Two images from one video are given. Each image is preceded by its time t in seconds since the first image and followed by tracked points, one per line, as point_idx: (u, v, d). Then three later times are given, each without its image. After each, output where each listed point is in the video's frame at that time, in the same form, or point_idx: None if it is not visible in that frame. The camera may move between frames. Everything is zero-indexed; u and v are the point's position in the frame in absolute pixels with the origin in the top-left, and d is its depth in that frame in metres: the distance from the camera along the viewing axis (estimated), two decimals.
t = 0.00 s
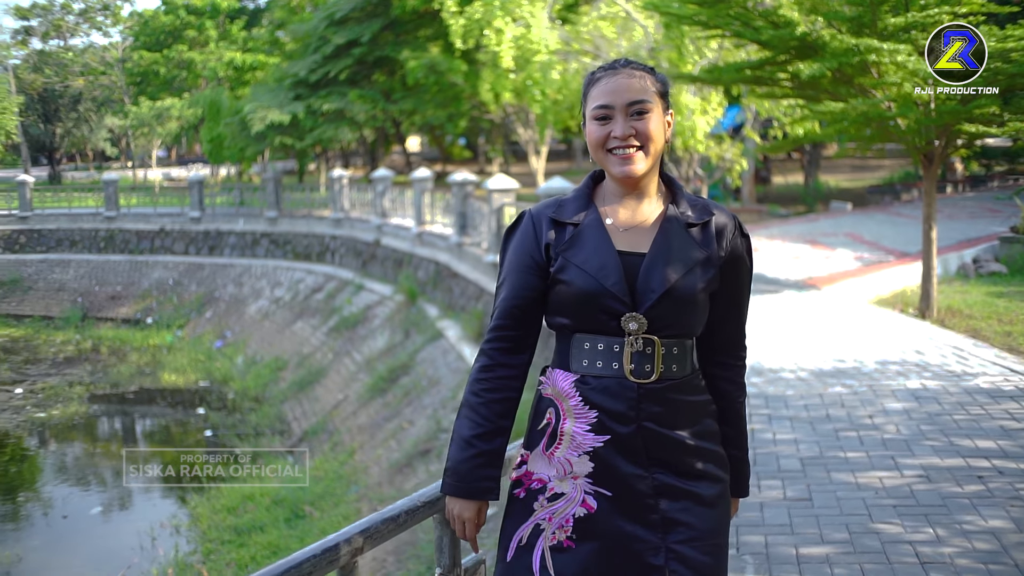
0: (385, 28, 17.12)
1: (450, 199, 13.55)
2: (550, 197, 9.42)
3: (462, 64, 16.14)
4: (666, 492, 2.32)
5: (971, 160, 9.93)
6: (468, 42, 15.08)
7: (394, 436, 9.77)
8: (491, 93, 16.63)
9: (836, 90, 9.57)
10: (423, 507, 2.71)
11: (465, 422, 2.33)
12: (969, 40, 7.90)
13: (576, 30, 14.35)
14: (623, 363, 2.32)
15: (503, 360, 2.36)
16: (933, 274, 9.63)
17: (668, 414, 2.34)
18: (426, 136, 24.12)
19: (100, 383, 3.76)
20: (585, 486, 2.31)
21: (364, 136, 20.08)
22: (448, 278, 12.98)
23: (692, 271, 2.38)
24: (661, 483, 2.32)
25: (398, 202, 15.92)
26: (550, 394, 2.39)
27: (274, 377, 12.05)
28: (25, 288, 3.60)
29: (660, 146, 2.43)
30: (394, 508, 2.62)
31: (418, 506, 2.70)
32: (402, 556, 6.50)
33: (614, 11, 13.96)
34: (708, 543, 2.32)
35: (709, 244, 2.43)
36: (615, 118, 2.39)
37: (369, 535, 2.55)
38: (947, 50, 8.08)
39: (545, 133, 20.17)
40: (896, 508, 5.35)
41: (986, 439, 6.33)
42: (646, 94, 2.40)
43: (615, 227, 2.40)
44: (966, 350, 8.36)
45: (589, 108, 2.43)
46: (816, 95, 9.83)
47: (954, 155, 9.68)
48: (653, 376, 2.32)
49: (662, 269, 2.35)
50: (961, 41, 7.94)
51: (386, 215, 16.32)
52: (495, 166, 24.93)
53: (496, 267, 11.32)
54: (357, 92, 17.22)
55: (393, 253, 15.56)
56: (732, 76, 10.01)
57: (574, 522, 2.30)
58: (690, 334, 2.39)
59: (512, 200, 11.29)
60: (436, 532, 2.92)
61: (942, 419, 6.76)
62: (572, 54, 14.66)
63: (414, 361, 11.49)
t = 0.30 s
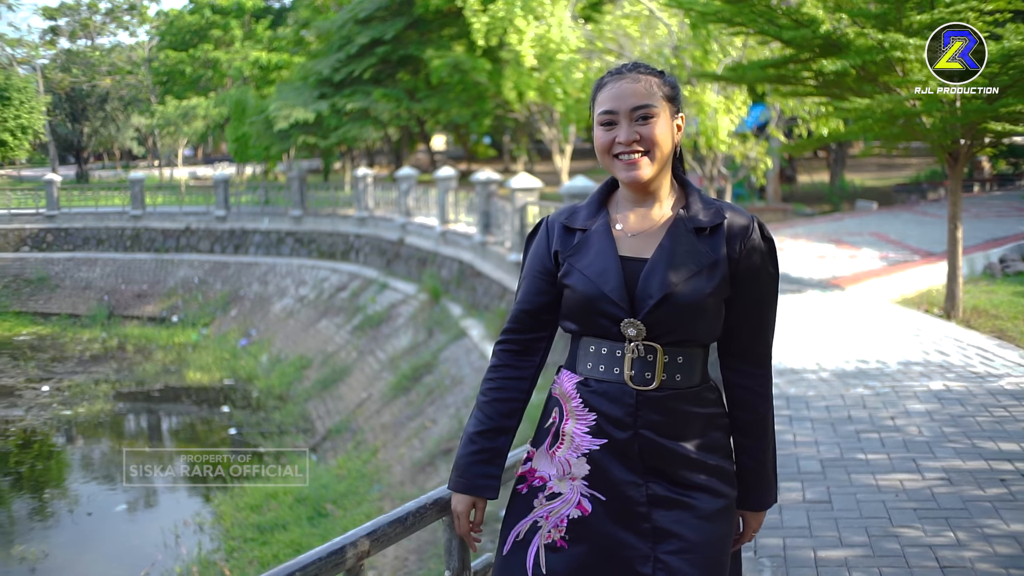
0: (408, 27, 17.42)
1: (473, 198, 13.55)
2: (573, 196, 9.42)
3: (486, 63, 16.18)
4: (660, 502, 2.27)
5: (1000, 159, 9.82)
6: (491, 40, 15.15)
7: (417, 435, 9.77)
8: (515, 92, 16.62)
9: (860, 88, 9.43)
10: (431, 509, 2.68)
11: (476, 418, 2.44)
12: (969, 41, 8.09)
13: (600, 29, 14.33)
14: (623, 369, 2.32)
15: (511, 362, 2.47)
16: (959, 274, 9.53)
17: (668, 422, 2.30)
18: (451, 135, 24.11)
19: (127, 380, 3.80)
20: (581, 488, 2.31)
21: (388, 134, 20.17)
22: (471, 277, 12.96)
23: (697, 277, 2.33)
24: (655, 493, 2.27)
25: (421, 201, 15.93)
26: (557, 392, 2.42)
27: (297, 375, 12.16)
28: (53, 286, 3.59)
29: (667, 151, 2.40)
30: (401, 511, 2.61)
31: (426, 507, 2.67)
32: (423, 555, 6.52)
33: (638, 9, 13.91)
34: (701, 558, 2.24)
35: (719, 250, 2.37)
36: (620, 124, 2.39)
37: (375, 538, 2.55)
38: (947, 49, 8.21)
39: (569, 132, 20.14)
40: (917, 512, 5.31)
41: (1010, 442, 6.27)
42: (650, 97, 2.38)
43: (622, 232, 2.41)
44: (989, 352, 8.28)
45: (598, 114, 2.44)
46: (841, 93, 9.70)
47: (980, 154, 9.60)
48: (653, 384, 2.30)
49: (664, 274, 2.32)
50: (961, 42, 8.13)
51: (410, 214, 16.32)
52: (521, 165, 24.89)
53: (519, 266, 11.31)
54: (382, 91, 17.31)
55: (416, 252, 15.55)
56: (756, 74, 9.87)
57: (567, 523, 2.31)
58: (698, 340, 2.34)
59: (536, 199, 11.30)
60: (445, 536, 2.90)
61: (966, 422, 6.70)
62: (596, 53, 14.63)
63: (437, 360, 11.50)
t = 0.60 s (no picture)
0: (434, 26, 17.38)
1: (498, 197, 13.50)
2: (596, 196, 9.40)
3: (512, 62, 16.19)
4: (647, 511, 2.30)
5: None
6: (516, 39, 15.14)
7: (441, 434, 9.76)
8: (540, 91, 16.58)
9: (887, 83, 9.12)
10: (440, 511, 2.65)
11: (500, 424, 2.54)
12: (969, 39, 7.87)
13: (625, 28, 14.29)
14: (624, 372, 2.38)
15: (530, 363, 2.59)
16: (986, 275, 9.39)
17: (667, 428, 2.32)
18: (479, 134, 24.00)
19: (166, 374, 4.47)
20: (576, 488, 2.39)
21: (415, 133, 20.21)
22: (497, 276, 12.92)
23: (697, 279, 2.34)
24: (644, 501, 2.31)
25: (447, 199, 15.91)
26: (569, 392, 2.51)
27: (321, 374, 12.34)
28: (80, 285, 3.64)
29: (675, 154, 2.42)
30: (409, 513, 2.59)
31: (434, 510, 2.63)
32: (445, 555, 6.55)
33: (663, 8, 13.80)
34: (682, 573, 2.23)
35: (722, 253, 2.36)
36: (625, 128, 2.41)
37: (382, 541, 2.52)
38: (947, 49, 8.00)
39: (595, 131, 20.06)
40: (937, 516, 5.26)
41: None
42: (655, 103, 2.40)
43: (631, 237, 2.48)
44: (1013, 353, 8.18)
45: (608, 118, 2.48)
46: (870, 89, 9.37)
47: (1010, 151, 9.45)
48: (652, 388, 2.34)
49: (662, 276, 2.34)
50: (962, 42, 7.90)
51: (436, 213, 16.27)
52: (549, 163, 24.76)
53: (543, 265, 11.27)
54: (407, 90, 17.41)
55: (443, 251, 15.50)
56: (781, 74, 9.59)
57: (560, 521, 2.39)
58: (699, 344, 2.35)
59: (560, 198, 11.28)
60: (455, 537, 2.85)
61: (991, 424, 6.62)
62: (621, 52, 14.57)
63: (462, 358, 11.48)
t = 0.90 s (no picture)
0: (460, 25, 17.43)
1: (524, 196, 13.46)
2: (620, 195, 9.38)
3: (538, 61, 16.21)
4: (640, 513, 2.31)
5: None
6: (540, 38, 15.19)
7: (466, 433, 9.74)
8: (565, 90, 16.56)
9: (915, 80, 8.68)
10: (449, 515, 2.58)
11: (526, 428, 2.55)
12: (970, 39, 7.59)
13: (651, 27, 14.28)
14: (625, 371, 2.37)
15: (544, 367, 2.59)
16: (1014, 275, 9.29)
17: (665, 430, 2.30)
18: (506, 133, 23.97)
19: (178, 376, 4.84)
20: (578, 487, 2.41)
21: (442, 130, 20.27)
22: (522, 275, 12.86)
23: (692, 279, 2.29)
24: (637, 503, 2.32)
25: (473, 198, 15.88)
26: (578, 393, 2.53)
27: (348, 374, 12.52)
28: (109, 284, 4.08)
29: (682, 155, 2.38)
30: (416, 516, 2.49)
31: (442, 515, 2.55)
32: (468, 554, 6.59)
33: (689, 7, 13.76)
34: None
35: (720, 252, 2.29)
36: (632, 128, 2.39)
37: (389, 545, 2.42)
38: (947, 49, 7.67)
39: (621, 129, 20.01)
40: (960, 519, 5.21)
41: None
42: (662, 103, 2.36)
43: (637, 238, 2.47)
44: None
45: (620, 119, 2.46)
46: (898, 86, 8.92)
47: None
48: (650, 389, 2.32)
49: (659, 276, 2.31)
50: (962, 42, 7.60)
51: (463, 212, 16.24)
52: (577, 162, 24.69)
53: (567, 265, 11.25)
54: (434, 89, 17.45)
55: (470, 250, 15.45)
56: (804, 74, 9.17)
57: (564, 518, 2.42)
58: (698, 344, 2.30)
59: (585, 197, 11.27)
60: (464, 540, 2.80)
61: (1019, 427, 6.53)
62: (647, 50, 14.54)
63: (487, 357, 11.47)
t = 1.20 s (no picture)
0: (490, 25, 17.53)
1: (552, 194, 13.39)
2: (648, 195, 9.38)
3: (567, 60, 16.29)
4: (641, 510, 2.21)
5: None
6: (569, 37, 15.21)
7: (493, 432, 9.70)
8: (595, 89, 16.57)
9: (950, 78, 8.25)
10: (459, 519, 2.46)
11: (544, 424, 2.43)
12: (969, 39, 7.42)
13: (680, 26, 14.31)
14: (627, 367, 2.27)
15: (564, 361, 2.46)
16: None
17: (666, 426, 2.19)
18: (537, 131, 23.96)
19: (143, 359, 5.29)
20: (588, 486, 2.32)
21: (473, 128, 20.26)
22: (552, 274, 12.69)
23: (689, 276, 2.17)
24: (638, 500, 2.22)
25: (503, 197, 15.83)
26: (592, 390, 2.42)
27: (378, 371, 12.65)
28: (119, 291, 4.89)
29: (693, 154, 2.26)
30: (427, 519, 2.39)
31: (454, 517, 2.45)
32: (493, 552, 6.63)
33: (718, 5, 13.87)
34: None
35: (719, 250, 2.16)
36: (643, 124, 2.28)
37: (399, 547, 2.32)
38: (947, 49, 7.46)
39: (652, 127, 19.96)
40: (985, 524, 5.13)
41: None
42: (674, 100, 2.25)
43: (644, 234, 2.36)
44: None
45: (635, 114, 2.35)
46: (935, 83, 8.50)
47: None
48: (650, 384, 2.21)
49: (657, 271, 2.21)
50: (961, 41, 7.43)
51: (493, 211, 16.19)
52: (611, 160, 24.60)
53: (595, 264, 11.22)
54: (463, 88, 17.54)
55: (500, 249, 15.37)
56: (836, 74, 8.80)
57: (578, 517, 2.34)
58: (699, 340, 2.17)
59: (614, 196, 11.27)
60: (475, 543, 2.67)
61: None
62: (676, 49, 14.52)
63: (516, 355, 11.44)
